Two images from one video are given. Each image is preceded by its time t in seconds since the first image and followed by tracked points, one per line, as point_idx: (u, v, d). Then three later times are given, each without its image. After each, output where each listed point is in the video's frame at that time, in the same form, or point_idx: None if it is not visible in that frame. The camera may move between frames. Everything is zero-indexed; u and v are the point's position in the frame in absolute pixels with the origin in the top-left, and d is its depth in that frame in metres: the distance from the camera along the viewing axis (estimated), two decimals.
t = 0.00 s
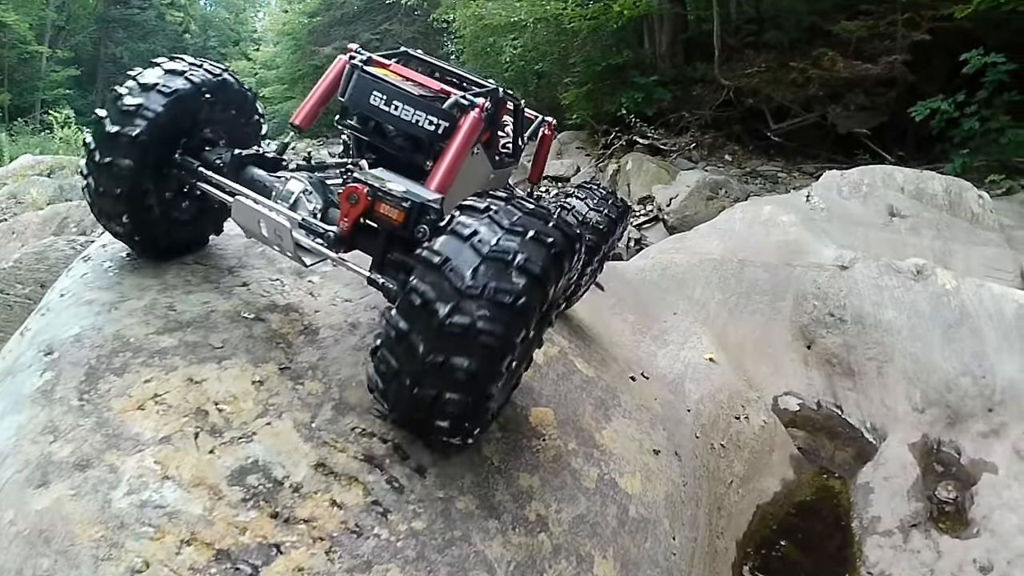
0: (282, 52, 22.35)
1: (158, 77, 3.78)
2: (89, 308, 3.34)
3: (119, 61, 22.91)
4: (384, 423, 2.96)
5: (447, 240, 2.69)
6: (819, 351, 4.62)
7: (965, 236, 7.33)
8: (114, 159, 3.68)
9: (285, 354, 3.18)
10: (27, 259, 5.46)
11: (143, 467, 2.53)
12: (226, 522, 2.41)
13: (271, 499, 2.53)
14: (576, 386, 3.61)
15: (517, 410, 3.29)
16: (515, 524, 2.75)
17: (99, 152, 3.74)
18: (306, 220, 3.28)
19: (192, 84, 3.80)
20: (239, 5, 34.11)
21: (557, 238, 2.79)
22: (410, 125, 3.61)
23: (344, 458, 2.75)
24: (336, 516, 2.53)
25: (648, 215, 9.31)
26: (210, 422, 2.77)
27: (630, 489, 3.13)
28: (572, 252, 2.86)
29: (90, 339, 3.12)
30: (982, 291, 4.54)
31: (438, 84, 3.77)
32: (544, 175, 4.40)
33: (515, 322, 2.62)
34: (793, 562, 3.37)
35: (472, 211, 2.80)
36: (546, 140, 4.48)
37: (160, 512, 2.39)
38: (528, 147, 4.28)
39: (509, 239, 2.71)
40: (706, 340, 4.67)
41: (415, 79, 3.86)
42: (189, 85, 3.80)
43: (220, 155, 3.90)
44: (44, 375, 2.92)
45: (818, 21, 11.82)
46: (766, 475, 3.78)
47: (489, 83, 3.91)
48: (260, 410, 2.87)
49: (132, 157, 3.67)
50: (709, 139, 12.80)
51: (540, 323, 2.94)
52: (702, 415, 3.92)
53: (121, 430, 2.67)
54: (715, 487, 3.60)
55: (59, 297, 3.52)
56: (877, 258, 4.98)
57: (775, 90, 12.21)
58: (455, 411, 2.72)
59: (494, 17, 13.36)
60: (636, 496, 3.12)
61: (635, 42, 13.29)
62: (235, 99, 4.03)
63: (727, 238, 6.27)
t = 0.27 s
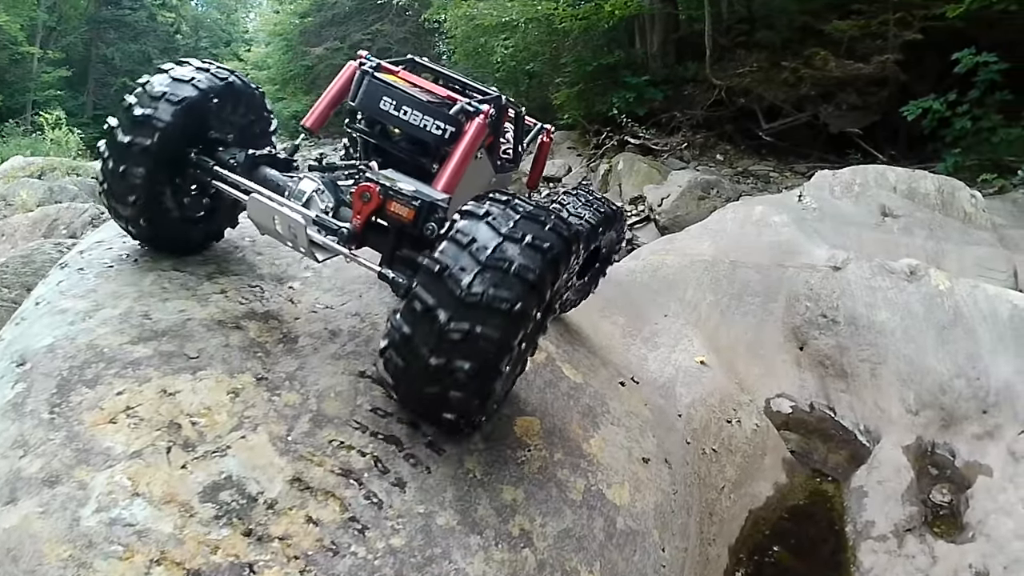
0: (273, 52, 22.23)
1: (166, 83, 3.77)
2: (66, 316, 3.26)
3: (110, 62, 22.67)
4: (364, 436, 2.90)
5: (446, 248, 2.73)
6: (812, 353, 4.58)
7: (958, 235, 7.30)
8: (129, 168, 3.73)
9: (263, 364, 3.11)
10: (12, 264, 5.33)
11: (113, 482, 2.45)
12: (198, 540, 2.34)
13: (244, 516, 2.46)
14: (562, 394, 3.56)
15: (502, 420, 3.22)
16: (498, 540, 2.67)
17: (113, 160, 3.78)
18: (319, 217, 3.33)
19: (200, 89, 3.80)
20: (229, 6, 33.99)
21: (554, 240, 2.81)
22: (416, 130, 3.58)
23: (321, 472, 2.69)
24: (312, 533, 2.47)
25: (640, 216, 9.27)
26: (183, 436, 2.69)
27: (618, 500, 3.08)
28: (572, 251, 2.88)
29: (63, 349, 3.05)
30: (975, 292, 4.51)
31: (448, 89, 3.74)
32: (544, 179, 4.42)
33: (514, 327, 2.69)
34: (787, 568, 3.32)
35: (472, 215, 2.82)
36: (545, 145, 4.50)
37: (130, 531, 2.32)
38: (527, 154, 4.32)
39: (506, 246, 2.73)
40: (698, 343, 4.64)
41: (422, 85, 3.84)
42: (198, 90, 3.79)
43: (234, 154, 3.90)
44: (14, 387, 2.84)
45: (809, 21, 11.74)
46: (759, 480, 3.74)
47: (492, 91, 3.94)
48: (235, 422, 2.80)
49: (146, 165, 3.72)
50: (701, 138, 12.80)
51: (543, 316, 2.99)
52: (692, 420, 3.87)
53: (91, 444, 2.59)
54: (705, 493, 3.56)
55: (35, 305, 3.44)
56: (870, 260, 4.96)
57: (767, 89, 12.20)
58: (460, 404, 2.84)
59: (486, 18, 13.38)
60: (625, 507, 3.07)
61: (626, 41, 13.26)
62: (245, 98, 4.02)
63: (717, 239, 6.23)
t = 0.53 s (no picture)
0: (264, 52, 22.11)
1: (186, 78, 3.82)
2: (37, 320, 3.17)
3: (101, 62, 22.23)
4: (341, 442, 2.79)
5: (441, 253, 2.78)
6: (803, 353, 4.56)
7: (951, 234, 7.26)
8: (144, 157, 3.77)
9: (236, 369, 2.98)
10: None
11: (77, 491, 2.34)
12: (163, 553, 2.23)
13: (213, 527, 2.35)
14: (552, 396, 3.45)
15: (485, 426, 3.10)
16: (479, 551, 2.57)
17: (131, 149, 3.84)
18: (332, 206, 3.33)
19: (218, 85, 3.82)
20: (221, 7, 33.85)
21: (548, 242, 2.83)
22: (426, 130, 3.58)
23: (294, 481, 2.58)
24: (284, 546, 2.36)
25: (632, 215, 9.21)
26: (152, 443, 2.58)
27: (606, 506, 3.00)
28: (567, 250, 2.90)
29: (32, 353, 2.95)
30: (969, 292, 4.44)
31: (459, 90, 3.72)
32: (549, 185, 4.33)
33: (507, 327, 2.75)
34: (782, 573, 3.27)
35: (467, 218, 2.86)
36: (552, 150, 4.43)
37: (94, 542, 2.20)
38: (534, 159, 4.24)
39: (500, 250, 2.76)
40: (688, 344, 4.60)
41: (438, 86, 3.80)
42: (216, 86, 3.82)
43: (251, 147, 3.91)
44: None
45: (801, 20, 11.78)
46: (751, 483, 3.67)
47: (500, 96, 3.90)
48: (207, 429, 2.68)
49: (159, 156, 3.75)
50: (692, 138, 12.69)
51: (541, 309, 3.04)
52: (684, 422, 3.81)
53: (57, 452, 2.48)
54: (699, 496, 3.47)
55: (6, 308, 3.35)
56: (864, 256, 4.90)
57: (758, 88, 12.18)
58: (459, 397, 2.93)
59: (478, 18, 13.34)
60: (613, 514, 2.99)
61: (618, 40, 13.26)
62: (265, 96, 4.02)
63: (709, 239, 6.17)
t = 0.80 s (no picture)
0: (257, 53, 22.15)
1: (208, 78, 3.82)
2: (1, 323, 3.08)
3: (93, 62, 21.90)
4: (313, 452, 2.65)
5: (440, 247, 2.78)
6: (797, 354, 4.50)
7: (945, 233, 7.20)
8: (169, 159, 3.80)
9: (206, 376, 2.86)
10: None
11: (32, 506, 2.20)
12: (120, 572, 2.08)
13: (174, 544, 2.20)
14: (536, 401, 3.33)
15: (466, 435, 2.96)
16: (458, 568, 2.45)
17: (157, 152, 3.87)
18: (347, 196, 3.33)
19: (239, 85, 3.82)
20: (213, 7, 33.64)
21: (546, 238, 2.81)
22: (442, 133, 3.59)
23: (261, 495, 2.43)
24: (250, 564, 2.21)
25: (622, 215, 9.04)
26: (113, 454, 2.43)
27: (594, 516, 2.91)
28: (565, 248, 2.88)
29: None
30: (964, 292, 4.37)
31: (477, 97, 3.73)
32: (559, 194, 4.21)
33: (503, 322, 2.74)
34: None
35: (467, 213, 2.85)
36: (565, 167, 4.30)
37: (48, 560, 2.06)
38: (547, 172, 4.15)
39: (497, 244, 2.74)
40: (681, 344, 4.55)
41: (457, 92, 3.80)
42: (237, 86, 3.81)
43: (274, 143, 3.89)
44: None
45: (793, 18, 11.79)
46: (746, 486, 3.62)
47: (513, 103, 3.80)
48: (172, 439, 2.54)
49: (184, 158, 3.78)
50: (685, 137, 12.74)
51: (541, 305, 3.01)
52: (675, 425, 3.74)
53: (14, 464, 2.34)
54: (691, 501, 3.42)
55: None
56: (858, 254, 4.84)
57: (750, 87, 12.21)
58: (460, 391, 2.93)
59: (469, 16, 13.12)
60: (601, 525, 2.90)
61: (609, 39, 13.25)
62: (285, 93, 4.01)
63: (701, 238, 6.11)
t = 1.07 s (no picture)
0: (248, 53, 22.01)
1: (243, 80, 3.72)
2: None
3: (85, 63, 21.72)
4: (282, 469, 2.40)
5: (469, 245, 2.73)
6: (792, 355, 4.43)
7: (941, 231, 7.14)
8: (205, 162, 3.74)
9: (173, 388, 2.59)
10: None
11: None
12: None
13: (131, 571, 1.97)
14: (525, 410, 3.05)
15: (447, 451, 2.69)
16: None
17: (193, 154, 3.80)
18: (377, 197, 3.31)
19: (274, 88, 3.73)
20: (205, 8, 33.45)
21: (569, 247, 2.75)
22: (470, 147, 3.51)
23: (226, 516, 2.19)
24: None
25: (615, 215, 8.97)
26: (69, 471, 2.19)
27: (583, 534, 2.69)
28: (587, 255, 2.82)
29: None
30: (961, 292, 4.29)
31: (509, 112, 3.67)
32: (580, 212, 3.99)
33: (522, 322, 2.67)
34: None
35: (494, 216, 2.81)
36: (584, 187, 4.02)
37: None
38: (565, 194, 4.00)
39: (524, 250, 2.69)
40: (674, 346, 4.47)
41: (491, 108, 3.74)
42: (272, 89, 3.73)
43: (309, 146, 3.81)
44: None
45: (787, 17, 11.82)
46: (741, 492, 3.52)
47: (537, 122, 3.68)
48: (133, 456, 2.28)
49: (222, 163, 3.71)
50: (676, 137, 12.54)
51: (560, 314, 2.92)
52: (670, 431, 3.54)
53: None
54: (687, 510, 3.27)
55: None
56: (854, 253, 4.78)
57: (743, 86, 12.08)
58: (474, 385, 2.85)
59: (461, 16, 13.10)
60: (591, 543, 2.68)
61: (602, 39, 13.32)
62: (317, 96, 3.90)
63: (695, 239, 6.03)
